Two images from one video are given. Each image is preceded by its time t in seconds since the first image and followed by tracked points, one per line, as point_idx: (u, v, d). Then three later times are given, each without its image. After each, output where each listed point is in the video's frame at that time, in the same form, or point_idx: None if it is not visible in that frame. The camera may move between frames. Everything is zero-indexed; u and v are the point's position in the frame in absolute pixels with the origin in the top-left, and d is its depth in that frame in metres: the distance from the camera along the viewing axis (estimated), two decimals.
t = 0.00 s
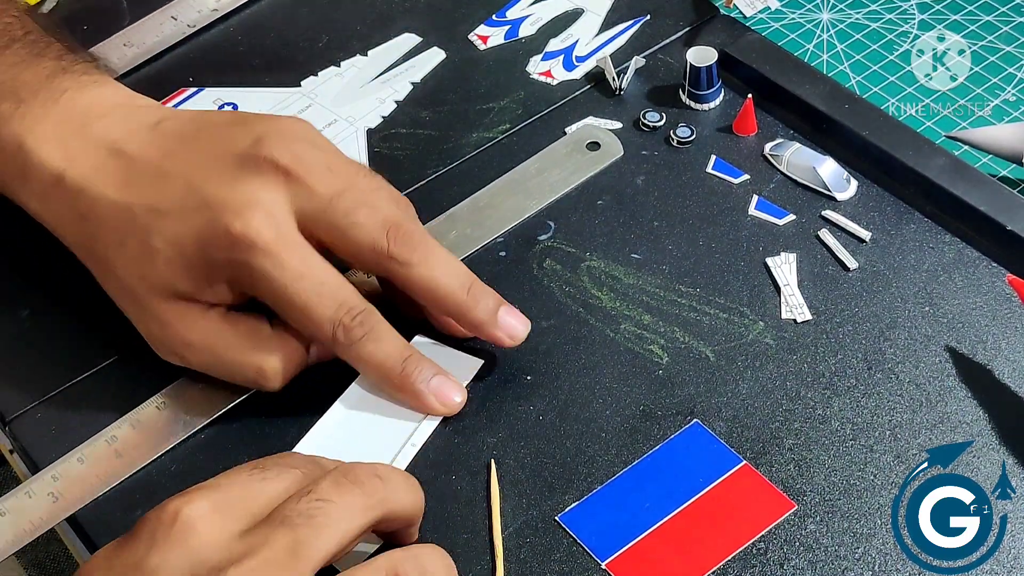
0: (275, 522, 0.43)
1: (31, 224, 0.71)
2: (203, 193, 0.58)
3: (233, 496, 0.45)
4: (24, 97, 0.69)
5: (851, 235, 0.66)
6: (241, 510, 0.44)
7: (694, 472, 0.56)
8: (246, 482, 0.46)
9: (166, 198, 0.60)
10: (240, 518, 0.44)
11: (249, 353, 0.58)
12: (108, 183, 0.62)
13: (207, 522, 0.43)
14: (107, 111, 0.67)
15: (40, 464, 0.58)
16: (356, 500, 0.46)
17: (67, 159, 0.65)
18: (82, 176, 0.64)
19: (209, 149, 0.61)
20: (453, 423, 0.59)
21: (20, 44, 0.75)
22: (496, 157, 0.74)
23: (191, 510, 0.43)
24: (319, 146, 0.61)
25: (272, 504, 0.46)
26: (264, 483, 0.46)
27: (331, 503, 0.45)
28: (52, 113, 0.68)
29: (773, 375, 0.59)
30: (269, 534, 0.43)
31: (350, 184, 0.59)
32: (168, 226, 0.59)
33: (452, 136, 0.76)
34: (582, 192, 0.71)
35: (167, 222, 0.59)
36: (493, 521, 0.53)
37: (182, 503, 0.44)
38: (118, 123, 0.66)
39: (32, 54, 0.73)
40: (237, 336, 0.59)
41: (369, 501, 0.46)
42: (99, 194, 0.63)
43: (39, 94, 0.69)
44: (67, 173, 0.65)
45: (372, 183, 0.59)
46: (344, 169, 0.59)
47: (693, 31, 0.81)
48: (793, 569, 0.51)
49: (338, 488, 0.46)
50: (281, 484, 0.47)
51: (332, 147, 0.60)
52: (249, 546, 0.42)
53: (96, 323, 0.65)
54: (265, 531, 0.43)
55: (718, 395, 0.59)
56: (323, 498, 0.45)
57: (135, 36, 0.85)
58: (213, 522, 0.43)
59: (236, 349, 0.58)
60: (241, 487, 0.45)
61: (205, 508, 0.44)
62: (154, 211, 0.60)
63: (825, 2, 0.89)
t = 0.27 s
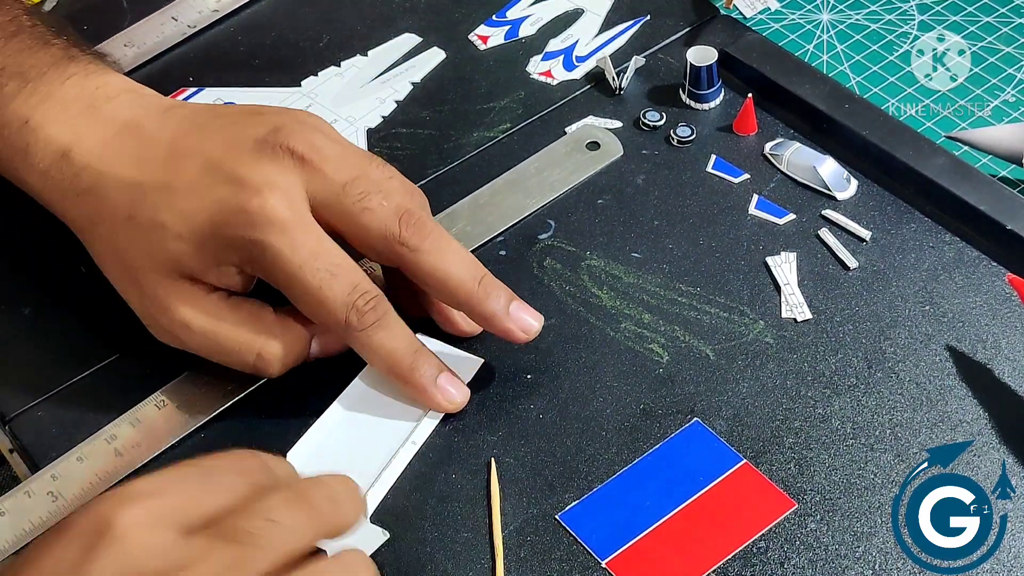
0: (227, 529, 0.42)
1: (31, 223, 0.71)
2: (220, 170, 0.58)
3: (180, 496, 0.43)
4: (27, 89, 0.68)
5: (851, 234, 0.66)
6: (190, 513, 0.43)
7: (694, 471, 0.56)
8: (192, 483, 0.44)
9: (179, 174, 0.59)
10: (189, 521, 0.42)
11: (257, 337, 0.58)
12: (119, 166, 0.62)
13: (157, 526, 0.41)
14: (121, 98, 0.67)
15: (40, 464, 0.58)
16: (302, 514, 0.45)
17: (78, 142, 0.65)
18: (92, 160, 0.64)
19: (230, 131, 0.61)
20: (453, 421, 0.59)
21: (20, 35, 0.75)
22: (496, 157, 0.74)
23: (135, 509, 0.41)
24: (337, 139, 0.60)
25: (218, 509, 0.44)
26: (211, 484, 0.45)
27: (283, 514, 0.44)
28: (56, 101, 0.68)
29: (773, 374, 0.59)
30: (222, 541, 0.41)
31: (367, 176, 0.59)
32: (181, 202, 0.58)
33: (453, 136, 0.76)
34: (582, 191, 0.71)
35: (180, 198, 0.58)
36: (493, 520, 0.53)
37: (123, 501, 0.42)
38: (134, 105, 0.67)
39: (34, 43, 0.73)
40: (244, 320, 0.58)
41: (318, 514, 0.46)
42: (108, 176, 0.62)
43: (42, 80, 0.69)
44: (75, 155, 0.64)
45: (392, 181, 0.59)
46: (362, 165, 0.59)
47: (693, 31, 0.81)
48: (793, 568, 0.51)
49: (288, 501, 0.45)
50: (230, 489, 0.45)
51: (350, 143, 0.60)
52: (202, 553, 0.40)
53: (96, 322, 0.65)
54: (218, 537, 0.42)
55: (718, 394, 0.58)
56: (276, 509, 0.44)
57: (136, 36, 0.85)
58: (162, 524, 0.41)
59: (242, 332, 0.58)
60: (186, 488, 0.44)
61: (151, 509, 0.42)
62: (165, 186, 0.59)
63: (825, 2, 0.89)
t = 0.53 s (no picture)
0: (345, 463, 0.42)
1: (30, 225, 0.71)
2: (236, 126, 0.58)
3: (222, 459, 0.41)
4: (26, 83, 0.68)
5: (851, 234, 0.66)
6: (252, 493, 0.41)
7: (696, 471, 0.56)
8: (234, 435, 0.42)
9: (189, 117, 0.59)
10: (248, 494, 0.41)
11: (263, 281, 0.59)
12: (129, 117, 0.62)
13: (338, 486, 0.42)
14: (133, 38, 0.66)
15: (40, 466, 0.58)
16: (338, 394, 0.45)
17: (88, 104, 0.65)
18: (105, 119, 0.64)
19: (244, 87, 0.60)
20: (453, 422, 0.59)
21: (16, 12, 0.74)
22: (495, 157, 0.74)
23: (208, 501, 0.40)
24: (358, 137, 0.61)
25: (259, 391, 0.43)
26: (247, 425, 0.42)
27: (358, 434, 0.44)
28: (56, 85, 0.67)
29: (773, 374, 0.59)
30: (392, 469, 0.43)
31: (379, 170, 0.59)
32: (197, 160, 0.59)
33: (452, 137, 0.76)
34: (581, 192, 0.71)
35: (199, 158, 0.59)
36: (493, 521, 0.53)
37: (182, 501, 0.40)
38: (132, 55, 0.64)
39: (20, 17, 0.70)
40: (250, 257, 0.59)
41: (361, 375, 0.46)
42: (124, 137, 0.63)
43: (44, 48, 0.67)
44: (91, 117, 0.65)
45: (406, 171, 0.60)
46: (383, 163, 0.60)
47: (693, 31, 0.81)
48: (794, 568, 0.51)
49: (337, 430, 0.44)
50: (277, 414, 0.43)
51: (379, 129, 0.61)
52: (409, 479, 0.43)
53: (97, 324, 0.65)
54: (381, 464, 0.43)
55: (718, 394, 0.58)
56: (329, 438, 0.43)
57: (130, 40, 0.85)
58: (340, 480, 0.42)
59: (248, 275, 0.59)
60: (223, 448, 0.41)
61: (222, 490, 0.41)
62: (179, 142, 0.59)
63: (825, 2, 0.89)
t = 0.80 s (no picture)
0: (292, 445, 0.43)
1: (30, 226, 0.71)
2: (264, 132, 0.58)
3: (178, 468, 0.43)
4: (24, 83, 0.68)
5: (851, 234, 0.66)
6: (206, 494, 0.42)
7: (697, 471, 0.56)
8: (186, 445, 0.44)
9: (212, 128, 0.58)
10: (200, 493, 0.43)
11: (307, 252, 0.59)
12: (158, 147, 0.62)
13: (278, 469, 0.42)
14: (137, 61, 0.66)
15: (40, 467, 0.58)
16: (293, 397, 0.46)
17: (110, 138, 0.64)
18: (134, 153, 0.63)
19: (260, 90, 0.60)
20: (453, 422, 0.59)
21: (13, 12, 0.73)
22: (495, 157, 0.74)
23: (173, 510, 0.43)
24: (386, 108, 0.62)
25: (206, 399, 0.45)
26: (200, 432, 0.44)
27: (303, 417, 0.45)
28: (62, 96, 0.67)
29: (774, 375, 0.59)
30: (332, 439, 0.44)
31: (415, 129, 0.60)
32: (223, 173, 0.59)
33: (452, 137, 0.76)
34: (581, 191, 0.71)
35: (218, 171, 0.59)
36: (494, 522, 0.53)
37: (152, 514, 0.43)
38: (143, 78, 0.64)
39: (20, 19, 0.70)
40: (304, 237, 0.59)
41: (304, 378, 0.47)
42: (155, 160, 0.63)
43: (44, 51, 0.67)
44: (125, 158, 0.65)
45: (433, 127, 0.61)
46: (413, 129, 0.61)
47: (693, 31, 0.81)
48: (795, 568, 0.51)
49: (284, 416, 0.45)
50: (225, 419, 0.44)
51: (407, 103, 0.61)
52: (350, 446, 0.44)
53: (98, 325, 0.65)
54: (325, 436, 0.44)
55: (719, 394, 0.58)
56: (270, 427, 0.44)
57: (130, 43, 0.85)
58: (286, 463, 0.43)
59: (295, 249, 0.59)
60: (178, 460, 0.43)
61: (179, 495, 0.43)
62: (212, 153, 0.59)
63: (825, 2, 0.89)
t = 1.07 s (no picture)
0: (292, 483, 0.43)
1: (30, 226, 0.71)
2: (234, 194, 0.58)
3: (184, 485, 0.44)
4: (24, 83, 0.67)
5: (851, 234, 0.66)
6: (207, 518, 0.43)
7: (697, 471, 0.56)
8: (195, 464, 0.44)
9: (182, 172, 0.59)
10: (202, 517, 0.43)
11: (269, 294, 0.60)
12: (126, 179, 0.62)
13: (278, 503, 0.43)
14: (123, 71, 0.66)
15: (40, 468, 0.58)
16: (304, 414, 0.46)
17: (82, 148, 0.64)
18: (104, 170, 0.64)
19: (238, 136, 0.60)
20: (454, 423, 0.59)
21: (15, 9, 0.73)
22: (495, 157, 0.74)
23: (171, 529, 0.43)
24: (363, 168, 0.61)
25: (219, 418, 0.45)
26: (209, 453, 0.44)
27: (310, 454, 0.44)
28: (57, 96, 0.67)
29: (774, 375, 0.59)
30: (338, 479, 0.43)
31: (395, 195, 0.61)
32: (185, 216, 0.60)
33: (452, 137, 0.76)
34: (581, 192, 0.71)
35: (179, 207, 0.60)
36: (495, 522, 0.53)
37: (144, 527, 0.43)
38: (130, 88, 0.64)
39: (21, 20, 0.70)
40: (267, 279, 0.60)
41: (325, 392, 0.47)
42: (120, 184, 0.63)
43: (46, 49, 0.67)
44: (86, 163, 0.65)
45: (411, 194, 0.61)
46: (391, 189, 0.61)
47: (692, 31, 0.81)
48: (796, 568, 0.51)
49: (292, 447, 0.45)
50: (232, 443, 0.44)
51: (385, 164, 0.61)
52: (354, 487, 0.44)
53: (98, 326, 0.65)
54: (330, 479, 0.43)
55: (720, 394, 0.58)
56: (277, 459, 0.44)
57: (130, 43, 0.85)
58: (287, 495, 0.43)
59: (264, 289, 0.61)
60: (185, 477, 0.44)
61: (180, 513, 0.43)
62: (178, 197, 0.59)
63: (825, 2, 0.89)
